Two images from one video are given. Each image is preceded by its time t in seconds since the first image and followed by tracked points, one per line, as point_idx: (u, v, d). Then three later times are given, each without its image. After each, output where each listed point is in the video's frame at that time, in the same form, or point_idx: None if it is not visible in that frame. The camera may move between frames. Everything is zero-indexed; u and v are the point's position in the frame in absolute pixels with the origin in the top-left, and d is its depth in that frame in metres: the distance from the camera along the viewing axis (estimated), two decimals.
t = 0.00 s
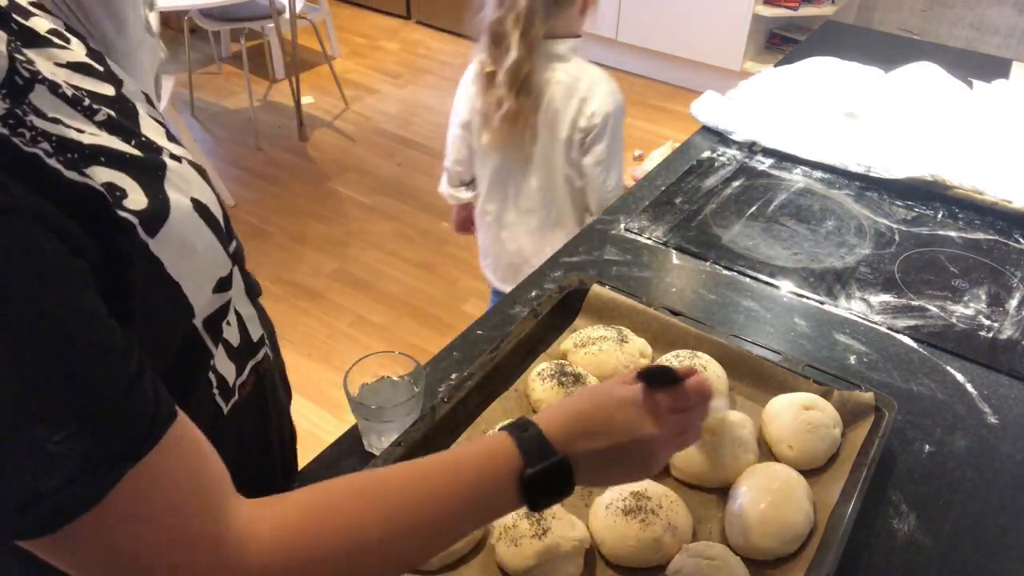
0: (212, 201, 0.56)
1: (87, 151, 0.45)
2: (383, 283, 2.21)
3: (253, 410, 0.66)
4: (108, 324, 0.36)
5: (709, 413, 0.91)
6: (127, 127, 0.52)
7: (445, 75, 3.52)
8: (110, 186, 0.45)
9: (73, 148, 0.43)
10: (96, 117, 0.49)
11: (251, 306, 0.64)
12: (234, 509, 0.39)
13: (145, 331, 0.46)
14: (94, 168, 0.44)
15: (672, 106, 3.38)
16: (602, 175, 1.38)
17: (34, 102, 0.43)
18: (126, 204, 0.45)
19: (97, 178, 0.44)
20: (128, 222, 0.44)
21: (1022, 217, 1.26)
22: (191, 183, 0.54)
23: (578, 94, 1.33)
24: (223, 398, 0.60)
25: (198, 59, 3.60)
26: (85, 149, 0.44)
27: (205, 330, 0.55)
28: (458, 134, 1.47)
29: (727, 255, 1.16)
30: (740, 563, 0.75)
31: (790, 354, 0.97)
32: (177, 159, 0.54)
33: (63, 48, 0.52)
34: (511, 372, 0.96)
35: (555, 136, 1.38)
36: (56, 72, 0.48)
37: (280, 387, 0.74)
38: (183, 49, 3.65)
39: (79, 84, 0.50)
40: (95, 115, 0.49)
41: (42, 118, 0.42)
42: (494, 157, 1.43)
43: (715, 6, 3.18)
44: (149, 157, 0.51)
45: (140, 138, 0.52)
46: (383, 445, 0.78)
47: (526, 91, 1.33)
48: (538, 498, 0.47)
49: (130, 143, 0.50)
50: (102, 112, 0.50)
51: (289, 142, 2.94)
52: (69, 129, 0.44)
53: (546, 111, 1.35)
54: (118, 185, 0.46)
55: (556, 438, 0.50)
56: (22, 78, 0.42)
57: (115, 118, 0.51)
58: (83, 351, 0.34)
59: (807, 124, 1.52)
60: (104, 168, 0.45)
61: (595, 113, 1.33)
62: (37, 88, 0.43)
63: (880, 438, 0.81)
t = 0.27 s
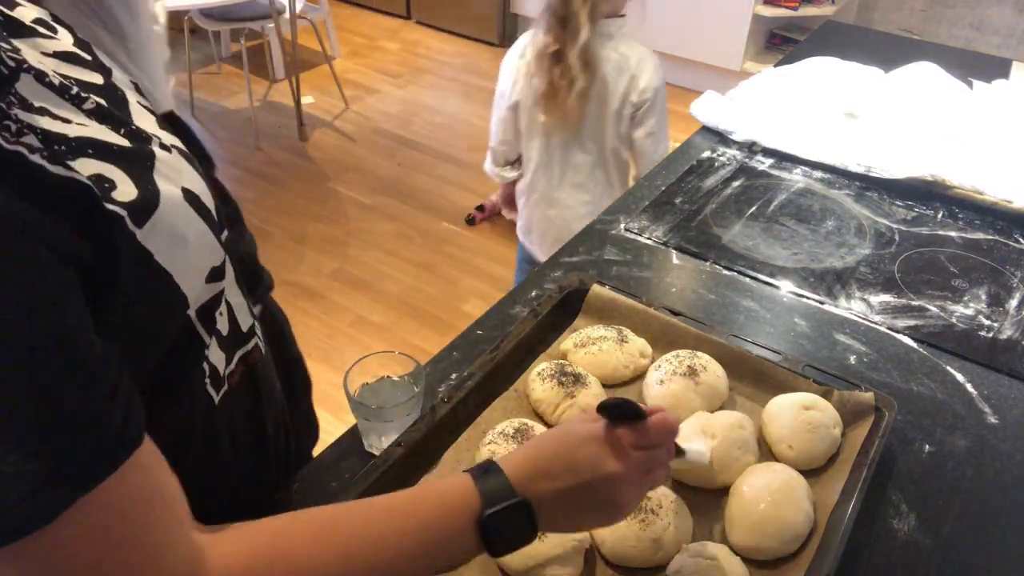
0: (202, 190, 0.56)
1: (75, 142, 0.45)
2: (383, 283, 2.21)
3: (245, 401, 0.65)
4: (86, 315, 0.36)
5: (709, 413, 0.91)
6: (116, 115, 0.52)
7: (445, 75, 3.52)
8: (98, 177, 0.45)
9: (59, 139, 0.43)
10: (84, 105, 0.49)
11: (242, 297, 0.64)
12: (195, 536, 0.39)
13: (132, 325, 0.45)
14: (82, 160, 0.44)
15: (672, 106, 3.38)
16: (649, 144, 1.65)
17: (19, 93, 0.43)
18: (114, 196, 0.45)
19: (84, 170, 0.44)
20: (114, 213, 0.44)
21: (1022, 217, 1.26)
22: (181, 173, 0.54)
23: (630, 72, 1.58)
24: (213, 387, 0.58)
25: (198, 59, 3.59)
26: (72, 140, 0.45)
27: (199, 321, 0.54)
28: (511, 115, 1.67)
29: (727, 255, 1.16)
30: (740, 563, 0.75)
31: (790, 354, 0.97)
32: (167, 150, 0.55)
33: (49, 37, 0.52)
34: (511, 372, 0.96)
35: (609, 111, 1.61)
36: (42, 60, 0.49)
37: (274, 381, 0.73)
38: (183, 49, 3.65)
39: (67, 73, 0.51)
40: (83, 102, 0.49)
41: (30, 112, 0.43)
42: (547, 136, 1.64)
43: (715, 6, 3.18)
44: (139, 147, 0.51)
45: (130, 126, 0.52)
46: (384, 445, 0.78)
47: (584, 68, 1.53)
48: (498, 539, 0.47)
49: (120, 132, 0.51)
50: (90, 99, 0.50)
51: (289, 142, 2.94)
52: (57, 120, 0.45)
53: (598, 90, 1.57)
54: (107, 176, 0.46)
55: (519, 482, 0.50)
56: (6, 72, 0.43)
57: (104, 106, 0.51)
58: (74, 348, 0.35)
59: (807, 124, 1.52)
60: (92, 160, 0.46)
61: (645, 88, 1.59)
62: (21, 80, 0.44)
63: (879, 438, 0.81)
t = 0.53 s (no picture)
0: (189, 200, 0.56)
1: (51, 149, 0.44)
2: (383, 284, 2.21)
3: (224, 412, 0.65)
4: (65, 324, 0.36)
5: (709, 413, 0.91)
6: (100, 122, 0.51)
7: (445, 75, 3.52)
8: (72, 186, 0.45)
9: (33, 146, 0.43)
10: (66, 111, 0.49)
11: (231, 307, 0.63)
12: (215, 508, 0.40)
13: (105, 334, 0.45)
14: (55, 168, 0.44)
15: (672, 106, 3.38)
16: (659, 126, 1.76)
17: None
18: (87, 205, 0.45)
19: (57, 178, 0.44)
20: (85, 223, 0.43)
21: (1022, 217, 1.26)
22: (166, 181, 0.54)
23: (646, 59, 1.67)
24: (192, 397, 0.58)
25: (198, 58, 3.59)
26: (48, 147, 0.44)
27: (181, 331, 0.54)
28: (531, 98, 1.74)
29: (727, 255, 1.16)
30: (740, 563, 0.75)
31: (790, 354, 0.97)
32: (153, 157, 0.54)
33: (39, 43, 0.52)
34: (511, 372, 0.96)
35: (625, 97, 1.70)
36: (28, 66, 0.49)
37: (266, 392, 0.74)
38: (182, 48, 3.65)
39: (55, 79, 0.51)
40: (65, 109, 0.49)
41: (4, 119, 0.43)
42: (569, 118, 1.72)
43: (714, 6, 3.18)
44: (121, 155, 0.51)
45: (115, 134, 0.52)
46: (384, 445, 0.78)
47: (608, 57, 1.60)
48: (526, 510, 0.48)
49: (101, 139, 0.50)
50: (74, 105, 0.50)
51: (289, 142, 2.94)
52: (32, 128, 0.45)
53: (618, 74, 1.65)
54: (81, 185, 0.45)
55: (547, 453, 0.50)
56: None
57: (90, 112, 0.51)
58: (43, 357, 0.34)
59: (807, 124, 1.52)
60: (67, 167, 0.45)
61: (658, 72, 1.68)
62: None
63: (879, 438, 0.81)
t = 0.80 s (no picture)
0: (184, 204, 0.56)
1: (41, 158, 0.45)
2: (383, 284, 2.21)
3: (224, 413, 0.65)
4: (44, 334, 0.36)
5: (709, 413, 0.91)
6: (89, 128, 0.51)
7: (445, 75, 3.52)
8: (62, 195, 0.45)
9: (22, 155, 0.43)
10: (57, 118, 0.49)
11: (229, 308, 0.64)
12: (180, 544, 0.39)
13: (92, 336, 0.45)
14: (45, 178, 0.44)
15: (673, 106, 3.37)
16: (628, 110, 1.77)
17: None
18: (78, 214, 0.45)
19: (47, 187, 0.44)
20: (76, 233, 0.43)
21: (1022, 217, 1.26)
22: (161, 186, 0.54)
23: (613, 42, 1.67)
24: (191, 400, 0.59)
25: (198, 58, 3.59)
26: (37, 156, 0.44)
27: (177, 333, 0.55)
28: (507, 82, 1.73)
29: (727, 255, 1.16)
30: (740, 563, 0.75)
31: (791, 354, 0.97)
32: (147, 162, 0.55)
33: (33, 47, 0.53)
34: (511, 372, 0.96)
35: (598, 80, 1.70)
36: (21, 72, 0.50)
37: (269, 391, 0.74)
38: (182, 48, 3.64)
39: (48, 82, 0.51)
40: (57, 116, 0.49)
41: None
42: (545, 103, 1.71)
43: (714, 6, 3.18)
44: (112, 160, 0.51)
45: (107, 140, 0.52)
46: (384, 445, 0.78)
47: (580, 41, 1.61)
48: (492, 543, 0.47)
49: (92, 146, 0.50)
50: (66, 112, 0.50)
51: (289, 142, 2.93)
52: (23, 136, 0.45)
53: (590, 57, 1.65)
54: (72, 194, 0.46)
55: (514, 484, 0.49)
56: None
57: (80, 118, 0.51)
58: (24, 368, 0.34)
59: (807, 124, 1.52)
60: (56, 176, 0.45)
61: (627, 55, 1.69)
62: None
63: (880, 438, 0.81)
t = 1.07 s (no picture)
0: (164, 220, 0.57)
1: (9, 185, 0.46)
2: (383, 284, 2.21)
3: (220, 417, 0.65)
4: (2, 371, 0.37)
5: (709, 413, 0.91)
6: (66, 144, 0.52)
7: (445, 75, 3.52)
8: (34, 219, 0.46)
9: None
10: (31, 136, 0.49)
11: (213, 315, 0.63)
12: None
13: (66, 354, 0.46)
14: (15, 203, 0.45)
15: (673, 106, 3.37)
16: (605, 90, 1.76)
17: None
18: (50, 239, 0.46)
19: (17, 214, 0.45)
20: (45, 261, 0.45)
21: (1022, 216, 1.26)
22: (137, 202, 0.55)
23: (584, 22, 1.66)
24: (173, 408, 0.58)
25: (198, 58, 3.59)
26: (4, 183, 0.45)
27: (157, 345, 0.56)
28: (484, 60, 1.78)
29: (727, 255, 1.16)
30: (740, 563, 0.75)
31: (791, 354, 0.97)
32: (124, 177, 0.55)
33: (13, 56, 0.53)
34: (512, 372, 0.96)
35: (566, 59, 1.70)
36: None
37: (260, 394, 0.74)
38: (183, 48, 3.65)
39: (25, 95, 0.52)
40: (30, 134, 0.49)
41: None
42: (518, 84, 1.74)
43: (714, 6, 3.18)
44: (88, 179, 0.51)
45: (83, 155, 0.52)
46: (384, 445, 0.78)
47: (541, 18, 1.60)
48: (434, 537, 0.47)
49: (66, 164, 0.51)
50: (39, 130, 0.50)
51: (289, 143, 2.94)
52: None
53: (558, 38, 1.66)
54: (45, 217, 0.46)
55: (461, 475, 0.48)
56: None
57: (59, 133, 0.52)
58: None
59: (807, 124, 1.52)
60: (31, 200, 0.47)
61: (600, 36, 1.69)
62: None
63: (880, 438, 0.81)
